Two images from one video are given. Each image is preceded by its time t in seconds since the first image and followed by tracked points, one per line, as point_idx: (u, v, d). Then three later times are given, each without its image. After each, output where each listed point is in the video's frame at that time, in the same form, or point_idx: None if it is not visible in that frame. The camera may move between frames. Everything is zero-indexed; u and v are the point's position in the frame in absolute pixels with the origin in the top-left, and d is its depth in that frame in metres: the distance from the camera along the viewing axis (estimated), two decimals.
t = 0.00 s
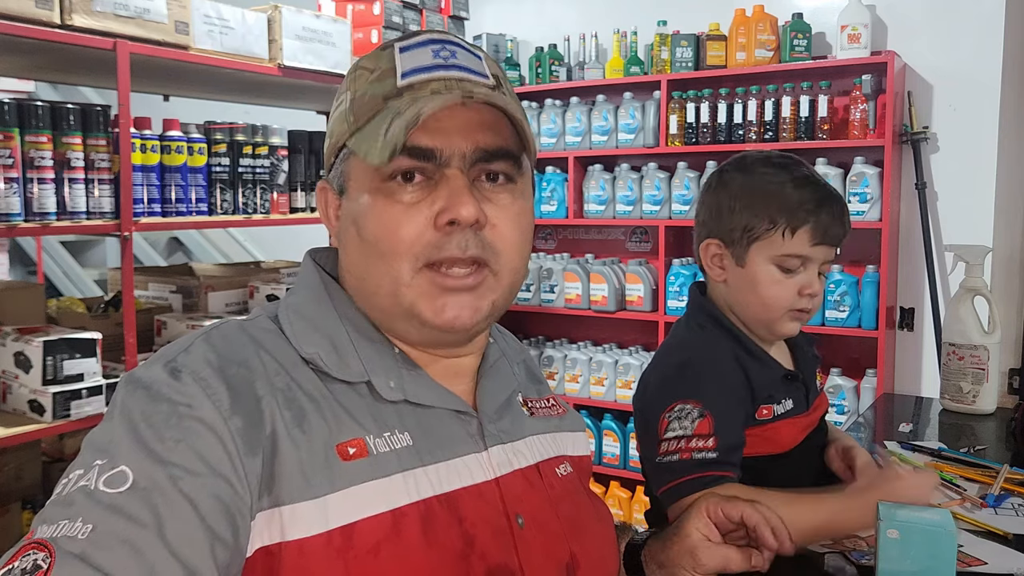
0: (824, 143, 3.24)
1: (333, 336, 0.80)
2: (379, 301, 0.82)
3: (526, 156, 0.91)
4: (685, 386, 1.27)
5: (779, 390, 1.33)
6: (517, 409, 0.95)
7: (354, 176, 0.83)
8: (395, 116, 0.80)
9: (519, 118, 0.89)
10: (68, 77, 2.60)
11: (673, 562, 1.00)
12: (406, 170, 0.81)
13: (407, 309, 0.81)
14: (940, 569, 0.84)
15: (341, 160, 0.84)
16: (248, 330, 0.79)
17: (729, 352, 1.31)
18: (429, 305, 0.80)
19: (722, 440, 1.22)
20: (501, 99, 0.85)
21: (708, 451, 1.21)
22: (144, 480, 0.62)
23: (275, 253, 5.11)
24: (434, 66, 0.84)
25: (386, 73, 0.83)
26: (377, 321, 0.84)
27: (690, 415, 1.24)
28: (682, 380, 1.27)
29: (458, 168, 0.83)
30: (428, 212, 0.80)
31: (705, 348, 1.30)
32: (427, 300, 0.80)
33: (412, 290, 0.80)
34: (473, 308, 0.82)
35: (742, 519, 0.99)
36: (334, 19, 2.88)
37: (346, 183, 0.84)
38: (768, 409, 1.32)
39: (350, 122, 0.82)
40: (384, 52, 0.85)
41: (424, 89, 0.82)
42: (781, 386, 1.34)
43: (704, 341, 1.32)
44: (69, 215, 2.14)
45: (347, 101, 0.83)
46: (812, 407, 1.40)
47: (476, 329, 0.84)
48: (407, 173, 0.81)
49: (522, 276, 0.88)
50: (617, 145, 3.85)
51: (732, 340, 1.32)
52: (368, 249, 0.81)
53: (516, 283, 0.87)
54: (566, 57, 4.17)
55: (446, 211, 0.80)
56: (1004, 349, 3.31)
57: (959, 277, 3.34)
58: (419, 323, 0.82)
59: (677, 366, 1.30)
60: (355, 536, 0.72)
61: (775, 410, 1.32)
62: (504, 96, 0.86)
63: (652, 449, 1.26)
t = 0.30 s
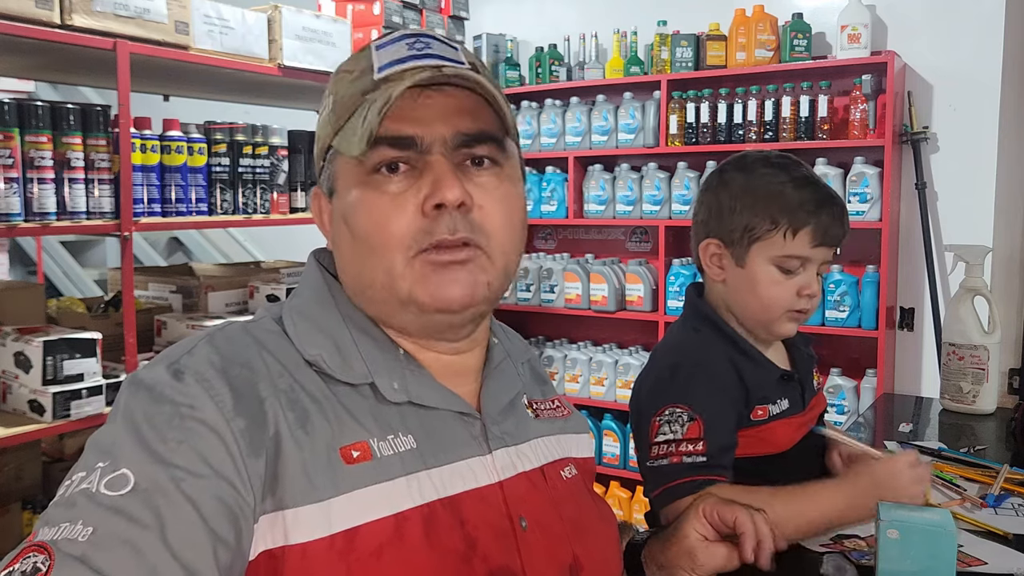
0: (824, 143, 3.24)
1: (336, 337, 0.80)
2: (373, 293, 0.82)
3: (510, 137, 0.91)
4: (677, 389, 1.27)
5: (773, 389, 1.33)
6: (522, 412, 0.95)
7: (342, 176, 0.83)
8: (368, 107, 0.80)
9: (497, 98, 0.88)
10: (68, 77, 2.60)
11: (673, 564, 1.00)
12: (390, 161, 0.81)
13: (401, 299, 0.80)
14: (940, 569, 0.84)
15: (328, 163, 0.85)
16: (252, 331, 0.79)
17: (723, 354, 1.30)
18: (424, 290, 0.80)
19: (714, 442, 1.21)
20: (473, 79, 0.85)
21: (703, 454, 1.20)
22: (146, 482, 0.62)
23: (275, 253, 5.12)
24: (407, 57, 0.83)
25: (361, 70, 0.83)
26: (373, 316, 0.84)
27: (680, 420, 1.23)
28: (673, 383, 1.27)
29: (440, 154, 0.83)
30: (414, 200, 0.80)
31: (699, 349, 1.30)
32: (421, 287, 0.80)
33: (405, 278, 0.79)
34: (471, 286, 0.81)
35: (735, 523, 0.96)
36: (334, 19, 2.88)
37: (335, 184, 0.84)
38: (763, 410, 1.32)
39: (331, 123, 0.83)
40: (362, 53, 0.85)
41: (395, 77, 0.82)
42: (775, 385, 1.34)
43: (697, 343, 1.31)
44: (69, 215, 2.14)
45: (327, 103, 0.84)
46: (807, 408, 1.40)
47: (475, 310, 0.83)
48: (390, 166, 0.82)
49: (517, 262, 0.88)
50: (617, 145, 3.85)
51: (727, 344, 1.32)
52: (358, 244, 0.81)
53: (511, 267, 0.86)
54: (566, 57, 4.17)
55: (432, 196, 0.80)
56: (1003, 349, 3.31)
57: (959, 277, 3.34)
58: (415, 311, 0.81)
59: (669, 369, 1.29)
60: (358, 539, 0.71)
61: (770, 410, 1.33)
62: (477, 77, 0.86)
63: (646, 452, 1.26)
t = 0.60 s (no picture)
0: (824, 143, 3.24)
1: (336, 341, 0.80)
2: (378, 300, 0.81)
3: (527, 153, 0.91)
4: (680, 386, 1.27)
5: (777, 389, 1.33)
6: (522, 413, 0.95)
7: (354, 180, 0.83)
8: (388, 119, 0.80)
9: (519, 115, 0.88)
10: (68, 77, 2.60)
11: (673, 564, 1.00)
12: (404, 172, 0.81)
13: (408, 313, 0.80)
14: (940, 570, 0.84)
15: (340, 165, 0.84)
16: (252, 334, 0.79)
17: (727, 352, 1.31)
18: (430, 307, 0.79)
19: (724, 433, 1.22)
20: (495, 96, 0.85)
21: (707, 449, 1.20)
22: (145, 485, 0.62)
23: (274, 253, 5.12)
24: (428, 67, 0.83)
25: (379, 76, 0.82)
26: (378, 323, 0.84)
27: (691, 410, 1.23)
28: (677, 380, 1.27)
29: (456, 170, 0.83)
30: (426, 214, 0.80)
31: (702, 347, 1.31)
32: (427, 303, 0.79)
33: (412, 293, 0.79)
34: (476, 307, 0.81)
35: (734, 523, 0.96)
36: (334, 19, 2.88)
37: (346, 187, 0.83)
38: (767, 408, 1.32)
39: (346, 127, 0.82)
40: (380, 57, 0.84)
41: (415, 88, 0.81)
42: (780, 384, 1.34)
43: (702, 341, 1.32)
44: (69, 215, 2.14)
45: (343, 105, 0.83)
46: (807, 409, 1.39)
47: (479, 327, 0.83)
48: (403, 177, 0.81)
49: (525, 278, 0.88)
50: (617, 145, 3.85)
51: (731, 341, 1.32)
52: (366, 253, 0.80)
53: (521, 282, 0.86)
54: (566, 57, 4.17)
55: (444, 213, 0.80)
56: (1004, 349, 3.31)
57: (959, 277, 3.34)
58: (421, 326, 0.81)
59: (674, 367, 1.30)
60: (359, 543, 0.71)
61: (774, 408, 1.32)
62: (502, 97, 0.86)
63: (653, 443, 1.25)
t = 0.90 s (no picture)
0: (824, 143, 3.24)
1: (338, 341, 0.80)
2: (425, 288, 0.79)
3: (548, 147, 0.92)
4: (679, 385, 1.26)
5: (768, 390, 1.36)
6: (523, 413, 0.95)
7: (400, 167, 0.79)
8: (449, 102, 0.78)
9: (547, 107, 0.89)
10: (68, 77, 2.60)
11: (673, 562, 1.00)
12: (463, 157, 0.79)
13: (459, 297, 0.79)
14: (940, 569, 0.85)
15: (375, 152, 0.81)
16: (252, 334, 0.79)
17: (722, 354, 1.32)
18: (486, 289, 0.78)
19: (709, 443, 1.21)
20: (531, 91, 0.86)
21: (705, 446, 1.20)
22: (144, 486, 0.62)
23: (275, 253, 5.12)
24: (472, 58, 0.81)
25: (423, 63, 0.79)
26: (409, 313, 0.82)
27: (676, 420, 1.22)
28: (668, 384, 1.26)
29: (506, 153, 0.81)
30: (485, 197, 0.78)
31: (696, 349, 1.31)
32: (484, 286, 0.78)
33: (473, 275, 0.78)
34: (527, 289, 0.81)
35: (740, 522, 0.96)
36: (334, 18, 2.87)
37: (388, 173, 0.80)
38: (760, 409, 1.34)
39: (389, 110, 0.79)
40: (417, 45, 0.81)
41: (468, 77, 0.80)
42: (770, 385, 1.36)
43: (696, 342, 1.32)
44: (69, 215, 2.14)
45: (379, 91, 0.79)
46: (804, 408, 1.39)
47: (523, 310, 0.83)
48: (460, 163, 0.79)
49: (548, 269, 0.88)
50: (617, 145, 3.85)
51: (727, 344, 1.33)
52: (419, 239, 0.78)
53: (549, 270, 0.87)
54: (566, 57, 4.17)
55: (502, 195, 0.78)
56: (1004, 349, 3.31)
57: (959, 277, 3.34)
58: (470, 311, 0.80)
59: (673, 368, 1.28)
60: (360, 545, 0.71)
61: (766, 409, 1.35)
62: (537, 86, 0.86)
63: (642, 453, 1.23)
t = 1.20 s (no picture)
0: (824, 143, 3.24)
1: (344, 337, 0.80)
2: (394, 284, 0.80)
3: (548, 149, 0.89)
4: (648, 376, 1.25)
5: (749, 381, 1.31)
6: (527, 414, 0.95)
7: (376, 166, 0.81)
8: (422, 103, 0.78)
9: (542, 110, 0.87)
10: (68, 77, 2.60)
11: (673, 562, 1.00)
12: (432, 158, 0.79)
13: (423, 299, 0.79)
14: (940, 569, 0.85)
15: (362, 150, 0.82)
16: (259, 329, 0.79)
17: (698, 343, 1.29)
18: (446, 294, 0.78)
19: (654, 429, 1.18)
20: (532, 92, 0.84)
21: (654, 434, 1.17)
22: (151, 478, 0.62)
23: (274, 253, 5.13)
24: (462, 58, 0.81)
25: (414, 63, 0.80)
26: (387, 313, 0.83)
27: (626, 407, 1.22)
28: (627, 372, 1.28)
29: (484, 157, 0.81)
30: (450, 200, 0.78)
31: (667, 340, 1.30)
32: (445, 291, 0.78)
33: (431, 278, 0.78)
34: (491, 300, 0.79)
35: (740, 514, 1.00)
36: (334, 19, 2.87)
37: (368, 172, 0.81)
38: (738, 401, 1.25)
39: (374, 111, 0.81)
40: (413, 47, 0.82)
41: (453, 79, 0.79)
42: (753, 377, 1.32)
43: (676, 335, 1.30)
44: (69, 215, 2.14)
45: (371, 90, 0.81)
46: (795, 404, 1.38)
47: (494, 320, 0.81)
48: (431, 163, 0.79)
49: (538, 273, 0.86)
50: (617, 145, 3.85)
51: (704, 332, 1.31)
52: (386, 237, 0.79)
53: (534, 276, 0.85)
54: (566, 57, 4.17)
55: (469, 199, 0.78)
56: (1004, 349, 3.31)
57: (959, 277, 3.34)
58: (433, 315, 0.80)
59: (648, 359, 1.28)
60: (365, 539, 0.71)
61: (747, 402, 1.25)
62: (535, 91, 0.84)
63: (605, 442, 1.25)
